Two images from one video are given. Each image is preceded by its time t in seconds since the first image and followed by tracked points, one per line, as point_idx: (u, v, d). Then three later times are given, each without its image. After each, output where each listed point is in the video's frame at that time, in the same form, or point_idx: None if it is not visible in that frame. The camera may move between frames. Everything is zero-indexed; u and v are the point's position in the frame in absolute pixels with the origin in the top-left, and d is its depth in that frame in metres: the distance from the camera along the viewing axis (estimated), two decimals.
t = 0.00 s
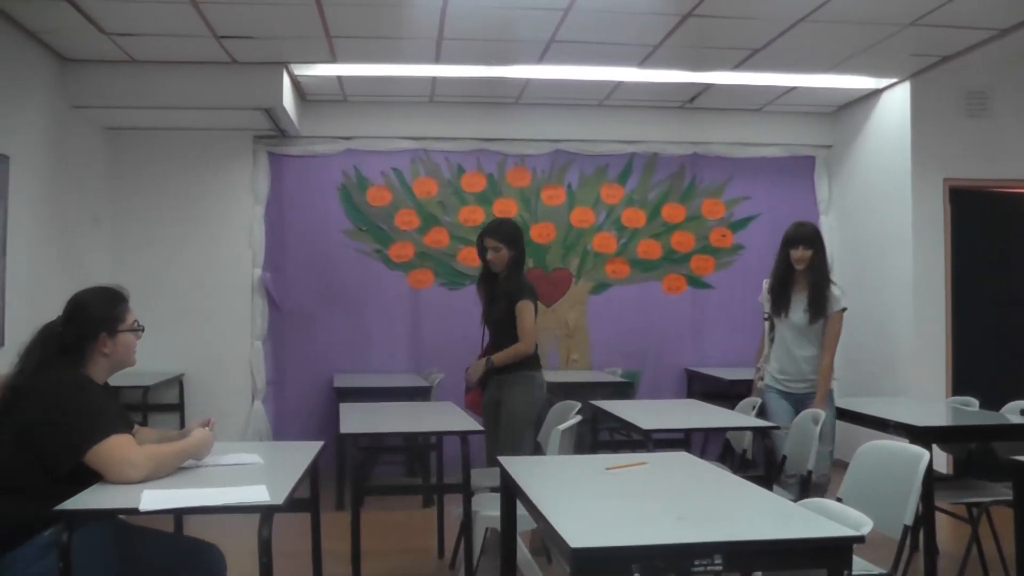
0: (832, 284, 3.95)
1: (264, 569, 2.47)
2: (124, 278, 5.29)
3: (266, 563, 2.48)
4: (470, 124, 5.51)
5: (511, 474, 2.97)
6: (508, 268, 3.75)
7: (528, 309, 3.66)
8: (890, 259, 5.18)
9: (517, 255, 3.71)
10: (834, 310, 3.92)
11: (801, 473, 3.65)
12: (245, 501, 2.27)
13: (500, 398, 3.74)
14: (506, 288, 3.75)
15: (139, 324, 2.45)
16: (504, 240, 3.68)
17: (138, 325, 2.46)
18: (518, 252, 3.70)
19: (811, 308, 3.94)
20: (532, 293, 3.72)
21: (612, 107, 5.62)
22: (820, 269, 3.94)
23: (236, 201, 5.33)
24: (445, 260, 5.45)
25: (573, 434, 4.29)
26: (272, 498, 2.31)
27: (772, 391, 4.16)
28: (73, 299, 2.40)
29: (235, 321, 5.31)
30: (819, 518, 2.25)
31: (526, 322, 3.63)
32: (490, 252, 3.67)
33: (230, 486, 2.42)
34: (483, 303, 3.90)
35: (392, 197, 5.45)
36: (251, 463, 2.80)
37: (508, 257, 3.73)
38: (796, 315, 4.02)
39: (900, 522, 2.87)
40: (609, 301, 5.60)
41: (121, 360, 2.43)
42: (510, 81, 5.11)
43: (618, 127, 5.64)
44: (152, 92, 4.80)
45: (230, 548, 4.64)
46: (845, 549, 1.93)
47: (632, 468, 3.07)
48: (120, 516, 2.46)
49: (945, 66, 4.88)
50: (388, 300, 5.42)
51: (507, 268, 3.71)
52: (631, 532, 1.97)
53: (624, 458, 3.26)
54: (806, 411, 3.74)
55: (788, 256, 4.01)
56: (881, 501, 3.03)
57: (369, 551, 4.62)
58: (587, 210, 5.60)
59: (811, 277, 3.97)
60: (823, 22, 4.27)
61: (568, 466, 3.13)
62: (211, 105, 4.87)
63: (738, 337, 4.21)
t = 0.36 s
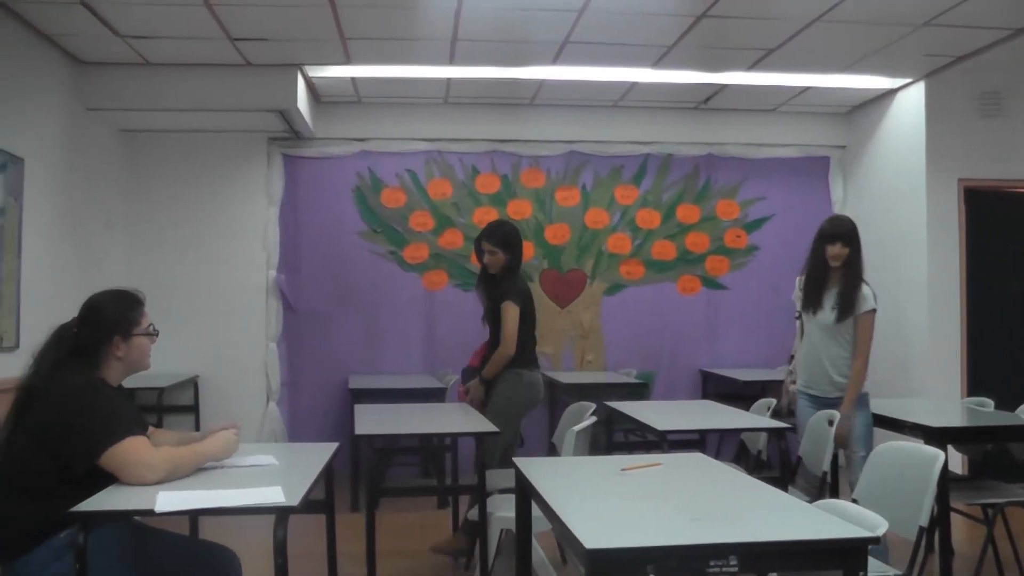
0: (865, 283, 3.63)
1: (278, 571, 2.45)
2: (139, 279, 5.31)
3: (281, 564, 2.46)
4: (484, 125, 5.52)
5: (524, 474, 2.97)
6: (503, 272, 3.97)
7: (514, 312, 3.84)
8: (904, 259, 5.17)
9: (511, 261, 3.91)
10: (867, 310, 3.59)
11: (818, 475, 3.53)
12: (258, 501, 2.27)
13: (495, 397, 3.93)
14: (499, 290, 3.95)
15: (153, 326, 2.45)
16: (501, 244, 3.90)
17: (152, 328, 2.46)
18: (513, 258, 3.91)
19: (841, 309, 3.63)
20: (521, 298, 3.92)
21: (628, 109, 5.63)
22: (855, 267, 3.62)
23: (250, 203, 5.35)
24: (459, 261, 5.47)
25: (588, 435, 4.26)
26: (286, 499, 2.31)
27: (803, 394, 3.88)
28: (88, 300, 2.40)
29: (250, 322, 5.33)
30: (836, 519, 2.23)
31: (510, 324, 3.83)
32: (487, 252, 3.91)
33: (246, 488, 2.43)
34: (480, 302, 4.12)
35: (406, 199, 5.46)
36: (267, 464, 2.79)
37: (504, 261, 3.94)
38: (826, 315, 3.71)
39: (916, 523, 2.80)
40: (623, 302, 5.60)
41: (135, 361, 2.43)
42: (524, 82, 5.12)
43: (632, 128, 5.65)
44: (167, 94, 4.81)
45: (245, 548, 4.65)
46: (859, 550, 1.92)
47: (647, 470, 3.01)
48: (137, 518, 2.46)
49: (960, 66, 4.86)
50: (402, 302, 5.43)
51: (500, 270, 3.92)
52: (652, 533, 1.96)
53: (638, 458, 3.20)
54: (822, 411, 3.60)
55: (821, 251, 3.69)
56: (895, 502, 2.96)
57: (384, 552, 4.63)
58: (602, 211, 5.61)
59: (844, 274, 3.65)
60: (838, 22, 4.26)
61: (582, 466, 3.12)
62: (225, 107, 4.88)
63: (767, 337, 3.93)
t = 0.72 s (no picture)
0: (918, 281, 3.14)
1: (293, 572, 2.43)
2: (154, 279, 5.33)
3: (296, 565, 2.44)
4: (499, 126, 5.53)
5: (535, 473, 2.96)
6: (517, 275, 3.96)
7: (531, 314, 3.85)
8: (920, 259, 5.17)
9: (526, 262, 3.92)
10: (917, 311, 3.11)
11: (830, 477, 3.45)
12: (270, 502, 2.26)
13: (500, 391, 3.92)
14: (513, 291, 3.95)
15: (167, 328, 2.46)
16: (516, 246, 3.90)
17: (166, 330, 2.46)
18: (528, 260, 3.92)
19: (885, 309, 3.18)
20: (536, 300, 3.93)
21: (643, 110, 5.65)
22: (904, 261, 3.15)
23: (264, 203, 5.36)
24: (473, 262, 5.47)
25: (601, 436, 4.23)
26: (301, 500, 2.31)
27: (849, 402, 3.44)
28: (102, 300, 2.40)
29: (263, 322, 5.35)
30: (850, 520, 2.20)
31: (528, 324, 3.82)
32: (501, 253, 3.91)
33: (261, 488, 2.42)
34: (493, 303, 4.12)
35: (420, 200, 5.47)
36: (281, 464, 2.78)
37: (519, 263, 3.94)
38: (872, 315, 3.25)
39: (928, 526, 2.66)
40: (637, 303, 5.60)
41: (149, 365, 2.44)
42: (538, 83, 5.12)
43: (647, 128, 5.65)
44: (180, 95, 4.82)
45: (258, 548, 4.66)
46: (871, 553, 1.89)
47: (662, 470, 2.98)
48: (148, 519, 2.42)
49: (976, 66, 4.85)
50: (417, 304, 5.44)
51: (515, 271, 3.93)
52: (673, 534, 1.94)
53: (653, 459, 3.18)
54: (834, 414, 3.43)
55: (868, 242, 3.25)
56: (915, 506, 2.78)
57: (397, 553, 4.62)
58: (616, 212, 5.61)
59: (893, 269, 3.19)
60: (853, 23, 4.25)
61: (596, 465, 3.12)
62: (239, 107, 4.89)
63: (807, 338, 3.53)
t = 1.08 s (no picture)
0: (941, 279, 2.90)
1: (304, 573, 2.42)
2: (167, 279, 5.34)
3: (306, 567, 2.42)
4: (512, 127, 5.54)
5: (548, 472, 2.96)
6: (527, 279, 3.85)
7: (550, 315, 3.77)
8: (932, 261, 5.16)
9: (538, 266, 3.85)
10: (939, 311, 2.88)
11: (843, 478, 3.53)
12: (284, 503, 2.26)
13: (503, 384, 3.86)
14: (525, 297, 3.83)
15: (182, 331, 2.48)
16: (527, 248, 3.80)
17: (178, 331, 2.45)
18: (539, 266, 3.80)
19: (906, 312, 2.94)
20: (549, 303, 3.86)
21: (656, 111, 5.65)
22: (924, 259, 2.91)
23: (277, 203, 5.37)
24: (487, 263, 5.48)
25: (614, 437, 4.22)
26: (314, 501, 2.30)
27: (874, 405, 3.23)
28: (116, 299, 2.42)
29: (276, 322, 5.36)
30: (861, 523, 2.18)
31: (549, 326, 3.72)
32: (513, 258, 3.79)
33: (271, 489, 2.41)
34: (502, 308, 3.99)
35: (433, 200, 5.48)
36: (293, 465, 2.77)
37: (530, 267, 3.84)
38: (893, 318, 3.02)
39: (941, 528, 2.59)
40: (650, 304, 5.60)
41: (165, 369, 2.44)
42: (552, 84, 5.12)
43: (661, 129, 5.66)
44: (193, 95, 4.83)
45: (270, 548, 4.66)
46: (883, 556, 1.87)
47: (675, 472, 2.96)
48: (162, 518, 2.42)
49: (990, 68, 4.84)
50: (430, 304, 5.45)
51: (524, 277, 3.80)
52: (690, 535, 1.94)
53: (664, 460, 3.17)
54: (846, 416, 3.59)
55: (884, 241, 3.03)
56: (926, 506, 2.70)
57: (408, 553, 4.63)
58: (629, 213, 5.61)
59: (913, 267, 2.95)
60: (867, 24, 4.25)
61: (609, 464, 3.12)
62: (252, 107, 4.90)
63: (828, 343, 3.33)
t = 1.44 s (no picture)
0: (921, 275, 2.82)
1: (302, 573, 2.41)
2: (165, 280, 5.34)
3: (304, 567, 2.41)
4: (510, 127, 5.54)
5: (545, 474, 2.94)
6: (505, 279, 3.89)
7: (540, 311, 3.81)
8: (931, 262, 5.17)
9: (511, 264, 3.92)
10: (928, 306, 2.78)
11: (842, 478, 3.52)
12: (282, 503, 2.25)
13: (513, 399, 3.84)
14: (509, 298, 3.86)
15: (182, 334, 2.47)
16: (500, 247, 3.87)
17: (178, 333, 2.45)
18: (515, 264, 3.89)
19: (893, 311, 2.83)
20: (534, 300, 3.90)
21: (654, 111, 5.65)
22: (903, 256, 2.82)
23: (274, 204, 5.37)
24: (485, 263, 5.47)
25: (610, 436, 4.18)
26: (311, 501, 2.29)
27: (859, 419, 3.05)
28: (117, 300, 2.41)
29: (273, 322, 5.35)
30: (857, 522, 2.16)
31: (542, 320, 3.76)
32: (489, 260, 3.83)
33: (269, 490, 2.39)
34: (484, 318, 3.97)
35: (431, 201, 5.47)
36: (289, 466, 2.74)
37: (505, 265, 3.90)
38: (875, 319, 2.90)
39: (937, 527, 2.51)
40: (647, 304, 5.61)
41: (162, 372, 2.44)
42: (550, 84, 5.12)
43: (658, 129, 5.66)
44: (191, 95, 4.83)
45: (268, 549, 4.66)
46: (880, 556, 1.83)
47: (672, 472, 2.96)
48: (160, 520, 2.40)
49: (987, 68, 4.84)
50: (428, 305, 5.45)
51: (502, 278, 3.85)
52: (690, 536, 1.92)
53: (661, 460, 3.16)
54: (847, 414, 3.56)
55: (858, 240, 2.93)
56: (922, 508, 2.63)
57: (406, 554, 4.62)
58: (627, 214, 5.61)
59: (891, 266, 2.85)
60: (864, 25, 4.25)
61: (609, 465, 3.11)
62: (249, 107, 4.89)
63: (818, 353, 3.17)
